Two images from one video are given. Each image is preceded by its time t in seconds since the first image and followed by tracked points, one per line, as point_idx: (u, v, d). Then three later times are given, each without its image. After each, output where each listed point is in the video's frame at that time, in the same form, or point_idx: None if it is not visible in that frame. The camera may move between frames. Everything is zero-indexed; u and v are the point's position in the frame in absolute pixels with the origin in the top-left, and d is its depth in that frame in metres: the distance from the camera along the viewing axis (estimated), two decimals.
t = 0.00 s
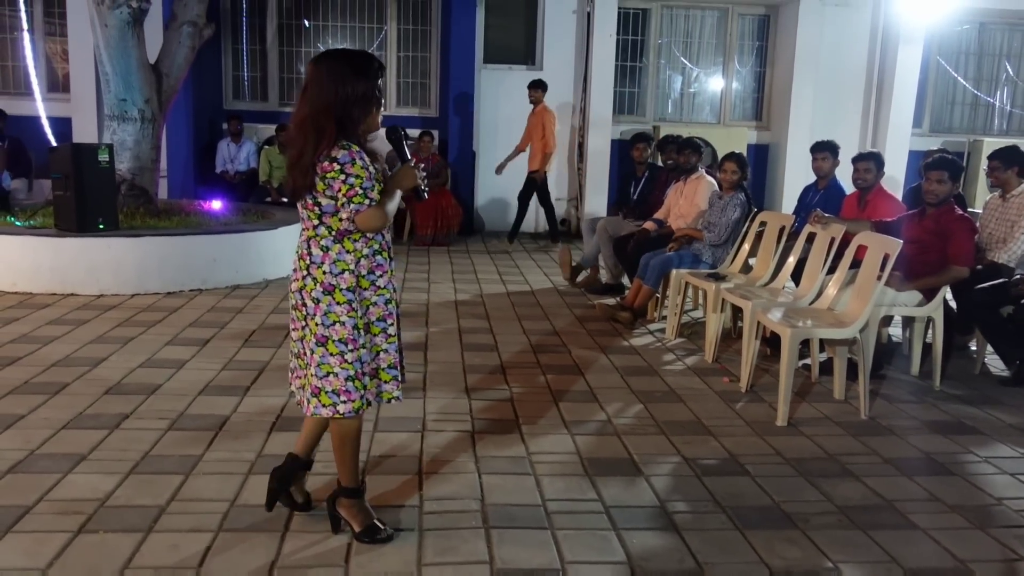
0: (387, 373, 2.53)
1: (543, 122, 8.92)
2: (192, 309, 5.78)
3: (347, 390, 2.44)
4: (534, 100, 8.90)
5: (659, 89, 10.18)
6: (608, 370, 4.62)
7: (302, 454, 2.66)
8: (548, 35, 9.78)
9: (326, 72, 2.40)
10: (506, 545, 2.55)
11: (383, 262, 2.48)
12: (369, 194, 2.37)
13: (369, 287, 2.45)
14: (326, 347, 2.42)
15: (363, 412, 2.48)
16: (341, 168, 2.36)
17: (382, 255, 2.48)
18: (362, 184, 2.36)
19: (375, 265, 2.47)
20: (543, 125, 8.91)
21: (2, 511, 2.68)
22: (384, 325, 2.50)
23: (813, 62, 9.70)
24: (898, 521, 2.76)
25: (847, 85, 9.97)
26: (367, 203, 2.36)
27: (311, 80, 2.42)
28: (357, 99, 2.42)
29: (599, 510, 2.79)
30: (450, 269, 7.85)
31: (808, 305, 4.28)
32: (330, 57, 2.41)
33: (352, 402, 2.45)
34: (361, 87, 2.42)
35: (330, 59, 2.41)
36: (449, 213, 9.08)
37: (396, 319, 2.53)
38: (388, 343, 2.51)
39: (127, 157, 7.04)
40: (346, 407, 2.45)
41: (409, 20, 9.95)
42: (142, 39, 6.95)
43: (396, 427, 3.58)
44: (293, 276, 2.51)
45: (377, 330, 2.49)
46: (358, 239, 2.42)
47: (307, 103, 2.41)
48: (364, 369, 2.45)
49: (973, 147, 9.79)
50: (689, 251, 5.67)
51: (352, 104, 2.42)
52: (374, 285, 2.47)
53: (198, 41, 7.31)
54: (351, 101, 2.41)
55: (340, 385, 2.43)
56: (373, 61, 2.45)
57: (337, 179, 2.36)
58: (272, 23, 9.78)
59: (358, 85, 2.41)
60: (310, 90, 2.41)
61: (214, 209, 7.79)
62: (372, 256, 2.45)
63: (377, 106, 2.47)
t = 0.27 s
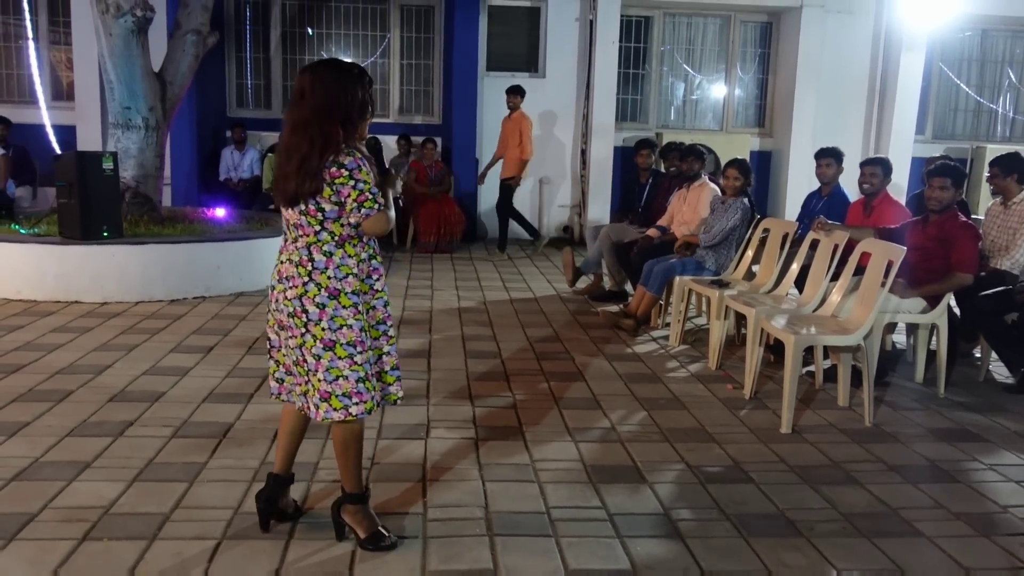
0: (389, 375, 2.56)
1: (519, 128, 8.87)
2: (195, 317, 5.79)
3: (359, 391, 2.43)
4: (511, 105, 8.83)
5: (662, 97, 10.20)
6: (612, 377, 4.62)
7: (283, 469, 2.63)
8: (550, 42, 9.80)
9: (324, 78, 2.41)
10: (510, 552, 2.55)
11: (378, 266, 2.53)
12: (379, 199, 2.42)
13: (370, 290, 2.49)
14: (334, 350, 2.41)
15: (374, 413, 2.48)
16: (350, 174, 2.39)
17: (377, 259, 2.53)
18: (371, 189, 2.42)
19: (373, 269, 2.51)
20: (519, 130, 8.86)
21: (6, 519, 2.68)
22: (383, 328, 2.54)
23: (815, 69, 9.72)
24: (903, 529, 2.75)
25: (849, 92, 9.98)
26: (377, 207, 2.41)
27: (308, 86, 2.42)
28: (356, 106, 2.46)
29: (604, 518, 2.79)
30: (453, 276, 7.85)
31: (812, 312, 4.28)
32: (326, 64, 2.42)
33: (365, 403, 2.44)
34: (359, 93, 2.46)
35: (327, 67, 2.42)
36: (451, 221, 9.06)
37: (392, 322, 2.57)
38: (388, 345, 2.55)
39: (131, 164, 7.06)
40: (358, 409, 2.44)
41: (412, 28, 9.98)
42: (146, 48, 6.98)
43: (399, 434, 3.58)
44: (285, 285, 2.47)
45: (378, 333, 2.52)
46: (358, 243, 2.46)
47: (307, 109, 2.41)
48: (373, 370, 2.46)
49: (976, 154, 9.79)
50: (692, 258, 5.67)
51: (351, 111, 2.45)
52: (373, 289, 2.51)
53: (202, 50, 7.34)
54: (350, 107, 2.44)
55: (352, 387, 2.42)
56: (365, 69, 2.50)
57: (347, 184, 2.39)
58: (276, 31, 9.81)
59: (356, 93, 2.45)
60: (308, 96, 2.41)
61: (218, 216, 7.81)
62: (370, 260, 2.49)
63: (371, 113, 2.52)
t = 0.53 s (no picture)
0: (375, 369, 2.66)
1: (497, 131, 8.81)
2: (200, 322, 5.80)
3: (355, 385, 2.52)
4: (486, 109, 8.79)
5: (666, 103, 10.21)
6: (617, 383, 4.62)
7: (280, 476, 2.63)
8: (555, 49, 9.83)
9: (308, 84, 2.50)
10: (514, 558, 2.55)
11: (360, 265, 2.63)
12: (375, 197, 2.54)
13: (357, 288, 2.59)
14: (331, 347, 2.48)
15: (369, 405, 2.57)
16: (349, 172, 2.50)
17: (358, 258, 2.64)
18: (368, 186, 2.53)
19: (358, 268, 2.61)
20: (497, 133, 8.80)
21: (12, 524, 2.69)
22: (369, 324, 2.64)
23: (820, 76, 9.72)
24: (910, 536, 2.74)
25: (855, 98, 9.97)
26: (373, 204, 2.53)
27: (291, 92, 2.49)
28: (337, 111, 2.55)
29: (609, 524, 2.79)
30: (458, 282, 7.85)
31: (817, 318, 4.27)
32: (309, 71, 2.51)
33: (361, 395, 2.53)
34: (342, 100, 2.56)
35: (307, 74, 2.51)
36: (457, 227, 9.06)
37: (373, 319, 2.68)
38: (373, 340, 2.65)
39: (137, 170, 7.09)
40: (355, 402, 2.52)
41: (417, 34, 10.01)
42: (152, 54, 7.01)
43: (404, 440, 3.58)
44: (274, 287, 2.49)
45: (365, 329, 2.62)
46: (348, 241, 2.56)
47: (292, 114, 2.47)
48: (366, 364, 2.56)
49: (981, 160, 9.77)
50: (697, 264, 5.66)
51: (334, 116, 2.54)
52: (359, 287, 2.60)
53: (208, 56, 7.37)
54: (335, 113, 2.53)
55: (347, 381, 2.51)
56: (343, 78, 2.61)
57: (348, 181, 2.48)
58: (282, 38, 9.85)
59: (337, 98, 2.55)
60: (295, 101, 2.48)
61: (223, 222, 7.83)
62: (356, 259, 2.59)
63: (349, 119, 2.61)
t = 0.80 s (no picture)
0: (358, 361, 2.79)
1: (473, 134, 8.77)
2: (206, 323, 5.82)
3: (352, 373, 2.64)
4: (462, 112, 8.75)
5: (672, 105, 10.21)
6: (623, 385, 4.62)
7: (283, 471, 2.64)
8: (561, 51, 9.84)
9: (301, 86, 2.54)
10: (519, 559, 2.54)
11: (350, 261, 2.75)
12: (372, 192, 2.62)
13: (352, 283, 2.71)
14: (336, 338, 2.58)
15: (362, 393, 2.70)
16: (347, 168, 2.58)
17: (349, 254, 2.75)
18: (366, 181, 2.61)
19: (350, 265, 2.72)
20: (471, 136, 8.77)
21: (19, 523, 2.70)
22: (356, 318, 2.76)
23: (826, 79, 9.71)
24: (916, 539, 2.73)
25: (861, 101, 9.95)
26: (370, 200, 2.61)
27: (284, 95, 2.53)
28: (329, 113, 2.58)
29: (614, 525, 2.78)
30: (463, 284, 7.85)
31: (823, 321, 4.26)
32: (301, 73, 2.54)
33: (357, 383, 2.66)
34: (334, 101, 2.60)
35: (300, 78, 2.54)
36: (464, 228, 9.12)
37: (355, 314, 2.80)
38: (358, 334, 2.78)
39: (143, 172, 7.11)
40: (349, 389, 2.64)
41: (423, 37, 10.04)
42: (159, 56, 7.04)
43: (409, 441, 3.59)
44: (281, 284, 2.52)
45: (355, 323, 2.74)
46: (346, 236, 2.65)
47: (286, 117, 2.51)
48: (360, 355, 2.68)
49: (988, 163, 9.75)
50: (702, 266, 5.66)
51: (326, 118, 2.57)
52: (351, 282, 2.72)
53: (214, 58, 7.40)
54: (327, 114, 2.57)
55: (343, 369, 2.62)
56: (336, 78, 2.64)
57: (347, 177, 2.56)
58: (288, 40, 9.87)
59: (329, 101, 2.58)
60: (287, 104, 2.52)
61: (230, 224, 7.85)
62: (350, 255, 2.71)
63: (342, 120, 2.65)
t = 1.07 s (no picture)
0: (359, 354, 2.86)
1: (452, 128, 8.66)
2: (213, 321, 5.83)
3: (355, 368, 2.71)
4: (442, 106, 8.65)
5: (679, 102, 10.19)
6: (629, 383, 4.62)
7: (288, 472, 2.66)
8: (567, 49, 9.83)
9: (306, 89, 2.55)
10: (526, 556, 2.55)
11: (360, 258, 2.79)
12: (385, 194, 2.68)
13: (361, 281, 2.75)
14: (348, 335, 2.63)
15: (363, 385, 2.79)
16: (361, 170, 2.63)
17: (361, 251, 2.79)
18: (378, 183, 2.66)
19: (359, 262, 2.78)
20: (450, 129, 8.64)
21: (27, 518, 2.71)
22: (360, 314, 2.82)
23: (834, 76, 9.68)
24: (923, 536, 2.72)
25: (868, 98, 9.92)
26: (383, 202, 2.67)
27: (292, 97, 2.54)
28: (337, 114, 2.58)
29: (620, 522, 2.78)
30: (469, 282, 7.85)
31: (830, 318, 4.25)
32: (305, 75, 2.55)
33: (359, 377, 2.74)
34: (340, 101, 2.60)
35: (308, 80, 2.55)
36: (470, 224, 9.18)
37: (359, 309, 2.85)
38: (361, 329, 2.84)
39: (151, 170, 7.14)
40: (352, 383, 2.72)
41: (429, 35, 10.04)
42: (167, 54, 7.06)
43: (416, 437, 3.59)
44: (295, 282, 2.56)
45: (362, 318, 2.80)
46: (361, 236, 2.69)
47: (293, 118, 2.53)
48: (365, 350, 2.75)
49: (996, 160, 9.70)
50: (709, 264, 5.65)
51: (333, 118, 2.57)
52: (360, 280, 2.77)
53: (222, 56, 7.43)
54: (333, 115, 2.57)
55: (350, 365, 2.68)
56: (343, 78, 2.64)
57: (361, 179, 2.61)
58: (295, 38, 9.88)
59: (337, 102, 2.58)
60: (292, 107, 2.53)
61: (237, 221, 7.87)
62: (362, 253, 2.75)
63: (351, 120, 2.64)
